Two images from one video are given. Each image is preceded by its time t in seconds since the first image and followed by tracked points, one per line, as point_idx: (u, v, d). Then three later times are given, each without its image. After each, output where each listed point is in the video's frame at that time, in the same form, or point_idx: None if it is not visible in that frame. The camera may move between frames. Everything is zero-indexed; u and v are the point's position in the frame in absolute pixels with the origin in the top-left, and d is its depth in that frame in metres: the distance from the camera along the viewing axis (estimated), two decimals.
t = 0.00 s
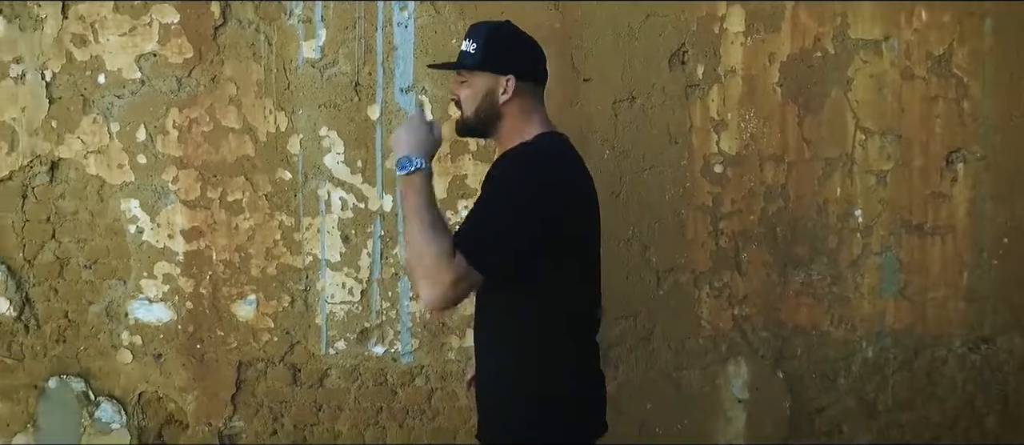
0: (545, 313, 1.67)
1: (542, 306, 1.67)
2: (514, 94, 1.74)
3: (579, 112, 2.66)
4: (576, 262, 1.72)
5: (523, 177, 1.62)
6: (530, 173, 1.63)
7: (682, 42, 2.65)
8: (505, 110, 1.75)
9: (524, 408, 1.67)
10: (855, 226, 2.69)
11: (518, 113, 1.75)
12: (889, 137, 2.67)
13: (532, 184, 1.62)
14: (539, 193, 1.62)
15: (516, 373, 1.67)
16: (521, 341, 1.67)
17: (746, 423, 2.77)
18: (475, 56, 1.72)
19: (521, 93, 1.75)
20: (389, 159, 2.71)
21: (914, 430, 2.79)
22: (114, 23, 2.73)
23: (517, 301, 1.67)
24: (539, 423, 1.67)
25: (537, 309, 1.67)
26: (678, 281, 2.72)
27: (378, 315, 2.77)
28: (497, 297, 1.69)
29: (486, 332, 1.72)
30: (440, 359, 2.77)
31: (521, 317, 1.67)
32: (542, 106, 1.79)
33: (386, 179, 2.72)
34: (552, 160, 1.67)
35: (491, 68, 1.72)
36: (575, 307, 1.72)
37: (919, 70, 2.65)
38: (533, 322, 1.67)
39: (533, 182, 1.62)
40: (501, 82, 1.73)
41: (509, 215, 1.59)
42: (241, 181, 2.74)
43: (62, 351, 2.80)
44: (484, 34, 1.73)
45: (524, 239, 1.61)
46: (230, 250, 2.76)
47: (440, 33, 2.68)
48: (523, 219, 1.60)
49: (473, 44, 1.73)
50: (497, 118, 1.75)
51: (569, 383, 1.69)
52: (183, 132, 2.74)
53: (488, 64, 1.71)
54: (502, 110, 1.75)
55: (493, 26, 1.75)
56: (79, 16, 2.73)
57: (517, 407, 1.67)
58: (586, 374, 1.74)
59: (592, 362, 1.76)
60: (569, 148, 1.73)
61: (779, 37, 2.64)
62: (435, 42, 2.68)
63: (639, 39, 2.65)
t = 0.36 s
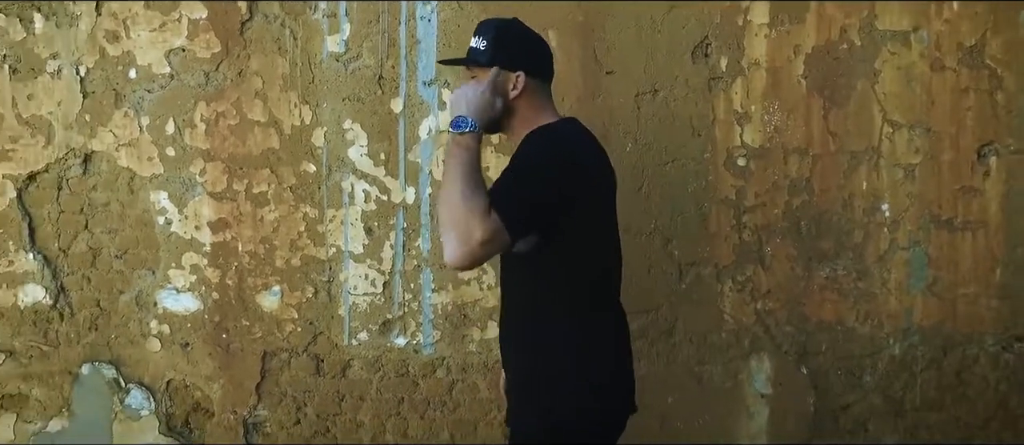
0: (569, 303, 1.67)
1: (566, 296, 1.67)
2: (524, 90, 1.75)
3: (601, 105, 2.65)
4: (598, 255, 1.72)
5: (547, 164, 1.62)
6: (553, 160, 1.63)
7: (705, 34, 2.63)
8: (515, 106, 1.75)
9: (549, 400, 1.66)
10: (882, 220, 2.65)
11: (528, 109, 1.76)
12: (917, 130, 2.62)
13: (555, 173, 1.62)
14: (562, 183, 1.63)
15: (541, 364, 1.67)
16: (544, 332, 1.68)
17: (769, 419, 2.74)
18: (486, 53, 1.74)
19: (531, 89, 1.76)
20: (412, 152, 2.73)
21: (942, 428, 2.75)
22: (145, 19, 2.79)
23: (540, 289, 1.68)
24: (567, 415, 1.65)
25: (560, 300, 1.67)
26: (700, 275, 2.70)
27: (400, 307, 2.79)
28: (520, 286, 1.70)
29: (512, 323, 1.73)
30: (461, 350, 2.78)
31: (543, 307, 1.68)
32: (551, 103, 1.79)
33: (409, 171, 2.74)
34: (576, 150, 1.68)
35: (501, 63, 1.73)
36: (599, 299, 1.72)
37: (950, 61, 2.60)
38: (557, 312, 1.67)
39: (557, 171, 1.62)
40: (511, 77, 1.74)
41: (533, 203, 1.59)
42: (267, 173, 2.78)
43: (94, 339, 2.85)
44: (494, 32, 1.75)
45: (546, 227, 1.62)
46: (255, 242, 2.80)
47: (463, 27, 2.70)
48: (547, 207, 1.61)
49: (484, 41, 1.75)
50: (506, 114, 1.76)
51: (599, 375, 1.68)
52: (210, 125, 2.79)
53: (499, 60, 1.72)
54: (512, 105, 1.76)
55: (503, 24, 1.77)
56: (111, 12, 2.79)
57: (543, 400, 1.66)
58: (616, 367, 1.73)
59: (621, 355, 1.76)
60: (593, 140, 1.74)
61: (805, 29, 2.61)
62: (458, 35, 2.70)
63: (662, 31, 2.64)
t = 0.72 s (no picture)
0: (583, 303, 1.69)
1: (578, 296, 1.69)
2: (560, 72, 1.78)
3: (616, 101, 2.67)
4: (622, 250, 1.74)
5: (578, 158, 1.62)
6: (582, 154, 1.63)
7: (718, 30, 2.64)
8: (551, 88, 1.78)
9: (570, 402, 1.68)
10: (896, 215, 2.65)
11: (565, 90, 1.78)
12: (931, 126, 2.63)
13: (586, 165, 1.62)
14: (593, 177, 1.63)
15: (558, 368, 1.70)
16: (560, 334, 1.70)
17: (781, 414, 2.74)
18: (521, 36, 1.76)
19: (566, 72, 1.79)
20: (426, 147, 2.75)
21: (956, 424, 2.74)
22: (165, 16, 2.83)
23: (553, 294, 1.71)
24: (581, 416, 1.67)
25: (571, 298, 1.69)
26: (713, 270, 2.71)
27: (415, 300, 2.81)
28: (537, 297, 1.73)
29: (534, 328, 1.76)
30: (475, 344, 2.80)
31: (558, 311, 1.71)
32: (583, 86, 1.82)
33: (424, 166, 2.76)
34: (604, 145, 1.69)
35: (537, 43, 1.76)
36: (620, 296, 1.72)
37: (964, 57, 2.60)
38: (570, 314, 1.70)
39: (587, 163, 1.62)
40: (548, 59, 1.77)
41: (564, 195, 1.58)
42: (283, 168, 2.81)
43: (113, 331, 2.89)
44: (529, 16, 1.78)
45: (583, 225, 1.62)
46: (272, 236, 2.83)
47: (478, 23, 2.72)
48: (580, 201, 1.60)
49: (519, 25, 1.77)
50: (544, 97, 1.78)
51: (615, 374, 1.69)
52: (228, 120, 2.82)
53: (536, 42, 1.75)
54: (549, 87, 1.78)
55: (536, 9, 1.79)
56: (131, 10, 2.83)
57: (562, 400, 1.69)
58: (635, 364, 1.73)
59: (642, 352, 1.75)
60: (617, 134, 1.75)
61: (818, 25, 2.62)
62: (473, 32, 2.72)
63: (676, 27, 2.65)
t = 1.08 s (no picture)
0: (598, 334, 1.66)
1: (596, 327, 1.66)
2: (591, 61, 1.76)
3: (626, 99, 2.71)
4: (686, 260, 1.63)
5: (630, 161, 1.56)
6: (629, 151, 1.58)
7: (726, 30, 2.68)
8: (583, 79, 1.76)
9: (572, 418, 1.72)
10: (901, 212, 2.69)
11: (597, 80, 1.77)
12: (936, 124, 2.66)
13: (635, 166, 1.55)
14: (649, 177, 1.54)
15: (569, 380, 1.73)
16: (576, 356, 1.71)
17: (788, 409, 2.78)
18: (545, 30, 1.77)
19: (597, 62, 1.77)
20: (438, 145, 2.79)
21: (960, 419, 2.78)
22: (179, 16, 2.86)
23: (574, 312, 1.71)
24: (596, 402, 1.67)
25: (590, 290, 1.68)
26: (721, 266, 2.75)
27: (426, 297, 2.85)
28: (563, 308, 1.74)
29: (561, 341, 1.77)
30: (486, 340, 2.84)
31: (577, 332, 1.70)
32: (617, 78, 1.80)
33: (435, 164, 2.80)
34: (661, 141, 1.60)
35: (562, 33, 1.76)
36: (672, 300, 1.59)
37: (969, 56, 2.64)
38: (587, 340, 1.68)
39: (638, 166, 1.55)
40: (577, 50, 1.76)
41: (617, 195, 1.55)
42: (296, 165, 2.85)
43: (128, 327, 2.93)
44: (552, 11, 1.79)
45: (647, 225, 1.51)
46: (285, 233, 2.87)
47: (489, 23, 2.76)
48: (635, 203, 1.53)
49: (542, 21, 1.79)
50: (575, 90, 1.77)
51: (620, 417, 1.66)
52: (242, 119, 2.86)
53: (561, 34, 1.76)
54: (580, 79, 1.76)
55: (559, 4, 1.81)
56: (147, 10, 2.87)
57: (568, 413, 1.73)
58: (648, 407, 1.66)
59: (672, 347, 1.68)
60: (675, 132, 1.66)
61: (824, 25, 2.66)
62: (484, 31, 2.76)
63: (685, 27, 2.69)
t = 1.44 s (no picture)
0: (636, 348, 1.62)
1: (636, 342, 1.62)
2: (655, 52, 1.73)
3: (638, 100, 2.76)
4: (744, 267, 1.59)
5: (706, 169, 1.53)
6: (698, 162, 1.55)
7: (736, 33, 2.71)
8: (648, 70, 1.72)
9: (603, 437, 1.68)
10: (908, 213, 2.73)
11: (661, 75, 1.73)
12: (942, 127, 2.71)
13: (707, 174, 1.52)
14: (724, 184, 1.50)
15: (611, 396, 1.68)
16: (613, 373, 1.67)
17: (796, 407, 2.82)
18: (606, 17, 1.72)
19: (660, 52, 1.74)
20: (452, 147, 2.83)
21: (965, 417, 2.83)
22: (195, 18, 2.89)
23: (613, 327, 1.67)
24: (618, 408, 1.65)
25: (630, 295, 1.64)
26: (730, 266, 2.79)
27: (440, 296, 2.88)
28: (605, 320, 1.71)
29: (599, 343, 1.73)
30: (499, 339, 2.88)
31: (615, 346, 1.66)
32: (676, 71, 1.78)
33: (448, 165, 2.83)
34: (728, 139, 1.53)
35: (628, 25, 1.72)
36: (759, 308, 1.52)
37: (975, 59, 2.68)
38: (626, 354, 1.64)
39: (706, 170, 1.52)
40: (642, 40, 1.72)
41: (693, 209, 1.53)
42: (311, 166, 2.88)
43: (144, 326, 2.97)
44: None
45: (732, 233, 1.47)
46: (299, 233, 2.90)
47: (501, 26, 2.79)
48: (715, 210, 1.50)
49: (601, 7, 1.74)
50: (640, 84, 1.73)
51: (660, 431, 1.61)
52: (256, 120, 2.89)
53: (625, 22, 1.71)
54: (644, 70, 1.73)
55: None
56: (162, 12, 2.90)
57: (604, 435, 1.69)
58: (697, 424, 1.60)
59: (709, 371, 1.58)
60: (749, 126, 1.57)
61: (832, 28, 2.70)
62: (497, 34, 2.79)
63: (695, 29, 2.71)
